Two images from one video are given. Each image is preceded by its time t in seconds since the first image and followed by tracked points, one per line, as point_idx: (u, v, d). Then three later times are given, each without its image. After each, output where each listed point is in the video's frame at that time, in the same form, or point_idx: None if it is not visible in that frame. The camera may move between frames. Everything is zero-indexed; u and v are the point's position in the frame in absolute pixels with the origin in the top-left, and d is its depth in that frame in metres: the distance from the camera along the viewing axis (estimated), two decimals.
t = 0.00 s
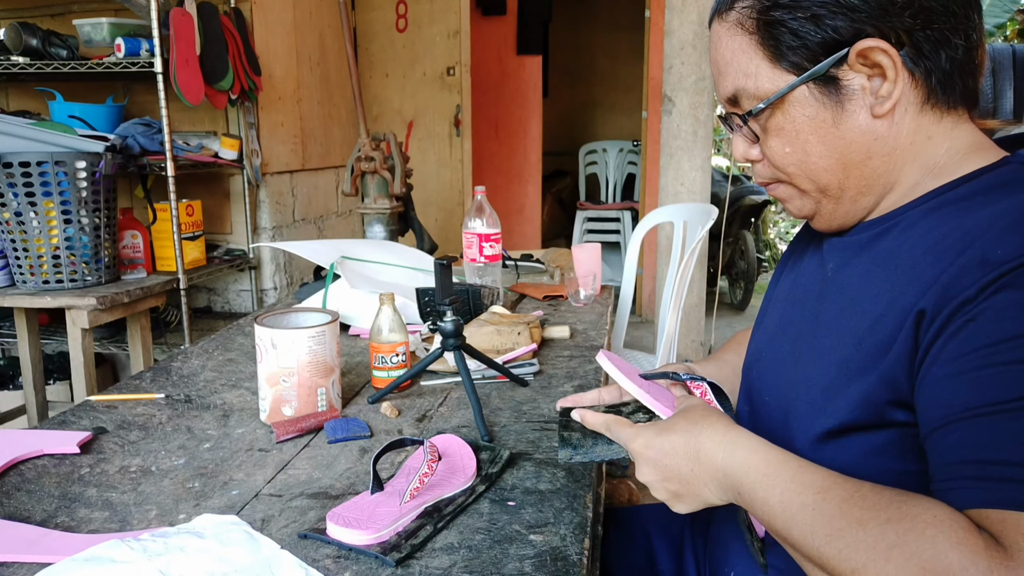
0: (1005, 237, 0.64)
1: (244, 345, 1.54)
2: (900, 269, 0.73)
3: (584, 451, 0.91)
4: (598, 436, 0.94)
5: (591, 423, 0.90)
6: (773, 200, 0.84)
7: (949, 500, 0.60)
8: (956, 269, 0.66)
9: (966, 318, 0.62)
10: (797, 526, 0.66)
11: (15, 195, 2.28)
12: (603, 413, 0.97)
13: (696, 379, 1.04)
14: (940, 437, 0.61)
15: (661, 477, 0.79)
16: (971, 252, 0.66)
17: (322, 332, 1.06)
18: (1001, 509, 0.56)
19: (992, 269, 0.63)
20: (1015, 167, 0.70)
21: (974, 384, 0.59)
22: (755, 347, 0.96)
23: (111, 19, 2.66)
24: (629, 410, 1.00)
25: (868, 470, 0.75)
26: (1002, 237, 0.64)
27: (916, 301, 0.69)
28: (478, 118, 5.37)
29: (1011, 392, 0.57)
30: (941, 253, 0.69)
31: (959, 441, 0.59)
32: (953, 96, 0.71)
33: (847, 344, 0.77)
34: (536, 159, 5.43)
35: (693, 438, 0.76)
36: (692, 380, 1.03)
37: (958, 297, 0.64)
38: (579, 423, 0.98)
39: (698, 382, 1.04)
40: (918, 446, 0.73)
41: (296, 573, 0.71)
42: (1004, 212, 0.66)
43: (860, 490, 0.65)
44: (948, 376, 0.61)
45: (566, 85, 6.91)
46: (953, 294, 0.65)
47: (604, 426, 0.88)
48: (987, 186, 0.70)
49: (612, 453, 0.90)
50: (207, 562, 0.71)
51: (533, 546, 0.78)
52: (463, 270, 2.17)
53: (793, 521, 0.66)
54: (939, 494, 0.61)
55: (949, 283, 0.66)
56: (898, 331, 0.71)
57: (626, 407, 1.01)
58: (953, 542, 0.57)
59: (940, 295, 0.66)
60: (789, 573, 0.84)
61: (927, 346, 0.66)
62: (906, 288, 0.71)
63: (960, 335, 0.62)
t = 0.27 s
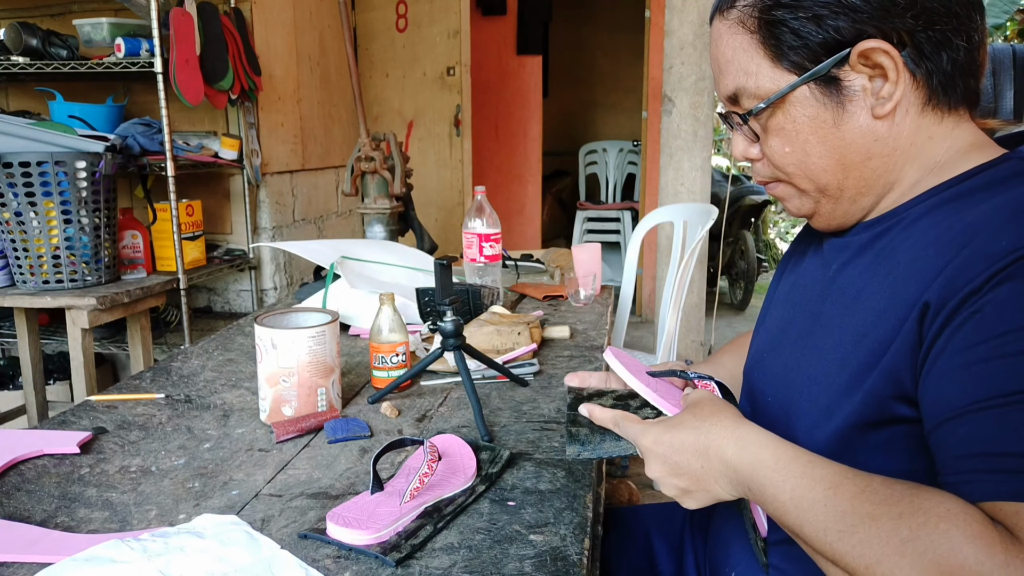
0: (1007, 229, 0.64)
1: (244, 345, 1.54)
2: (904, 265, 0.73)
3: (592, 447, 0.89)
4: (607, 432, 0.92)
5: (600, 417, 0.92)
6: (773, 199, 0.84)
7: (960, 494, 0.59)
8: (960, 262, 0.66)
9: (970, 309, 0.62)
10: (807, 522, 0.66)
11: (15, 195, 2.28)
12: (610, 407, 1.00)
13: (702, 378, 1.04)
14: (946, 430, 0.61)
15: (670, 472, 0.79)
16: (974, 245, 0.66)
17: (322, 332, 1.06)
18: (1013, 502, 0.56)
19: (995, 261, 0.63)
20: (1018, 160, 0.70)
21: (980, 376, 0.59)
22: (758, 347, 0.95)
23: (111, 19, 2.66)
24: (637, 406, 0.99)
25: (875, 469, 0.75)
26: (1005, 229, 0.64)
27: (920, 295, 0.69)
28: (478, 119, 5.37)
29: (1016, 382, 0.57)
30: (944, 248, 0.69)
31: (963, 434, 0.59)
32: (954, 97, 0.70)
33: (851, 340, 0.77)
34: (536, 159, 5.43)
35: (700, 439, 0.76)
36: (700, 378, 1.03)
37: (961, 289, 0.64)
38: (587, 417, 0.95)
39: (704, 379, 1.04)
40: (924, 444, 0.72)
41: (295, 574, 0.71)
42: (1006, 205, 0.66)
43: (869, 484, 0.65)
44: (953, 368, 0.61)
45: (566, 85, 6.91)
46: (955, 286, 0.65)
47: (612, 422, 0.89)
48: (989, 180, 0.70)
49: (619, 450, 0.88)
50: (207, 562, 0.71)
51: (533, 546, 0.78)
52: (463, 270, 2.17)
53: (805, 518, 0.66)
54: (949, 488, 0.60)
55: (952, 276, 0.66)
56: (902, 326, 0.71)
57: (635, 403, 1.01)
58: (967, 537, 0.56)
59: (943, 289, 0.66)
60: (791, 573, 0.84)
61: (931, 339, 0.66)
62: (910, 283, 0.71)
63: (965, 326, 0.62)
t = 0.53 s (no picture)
0: (1008, 217, 0.65)
1: (244, 345, 1.54)
2: (904, 257, 0.73)
3: (590, 458, 0.85)
4: (604, 442, 0.88)
5: (596, 428, 0.89)
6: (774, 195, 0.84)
7: (962, 479, 0.60)
8: (962, 252, 0.66)
9: (972, 295, 0.63)
10: (810, 518, 0.66)
11: (15, 195, 2.28)
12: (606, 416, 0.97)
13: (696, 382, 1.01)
14: (951, 416, 0.61)
15: (668, 479, 0.78)
16: (974, 234, 0.66)
17: (323, 331, 1.06)
18: (1016, 484, 0.56)
19: (997, 248, 0.63)
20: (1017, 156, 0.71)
21: (983, 360, 0.60)
22: (757, 346, 0.96)
23: (111, 19, 2.66)
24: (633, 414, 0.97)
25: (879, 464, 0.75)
26: (1006, 217, 0.65)
27: (922, 285, 0.70)
28: (478, 118, 5.37)
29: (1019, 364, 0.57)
30: (944, 238, 0.70)
31: (967, 419, 0.60)
32: (960, 97, 0.71)
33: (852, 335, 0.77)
34: (536, 159, 5.43)
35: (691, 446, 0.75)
36: (694, 384, 1.01)
37: (962, 277, 0.65)
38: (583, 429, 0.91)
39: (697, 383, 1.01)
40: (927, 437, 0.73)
41: (295, 574, 0.71)
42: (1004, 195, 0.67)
43: (869, 475, 0.65)
44: (955, 354, 0.62)
45: (566, 85, 6.91)
46: (956, 275, 0.66)
47: (609, 432, 0.87)
48: (990, 172, 0.70)
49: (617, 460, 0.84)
50: (206, 563, 0.71)
51: (533, 547, 0.78)
52: (463, 270, 2.17)
53: (808, 513, 0.66)
54: (951, 473, 0.61)
55: (953, 265, 0.67)
56: (903, 317, 0.71)
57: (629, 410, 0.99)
58: (970, 520, 0.57)
59: (945, 278, 0.67)
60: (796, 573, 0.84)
61: (932, 328, 0.67)
62: (911, 275, 0.72)
63: (967, 311, 0.62)
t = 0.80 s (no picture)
0: (996, 206, 0.65)
1: (244, 345, 1.54)
2: (896, 251, 0.74)
3: (573, 479, 0.91)
4: (585, 462, 0.94)
5: (577, 451, 0.90)
6: (776, 195, 0.84)
7: (942, 468, 0.60)
8: (951, 243, 0.67)
9: (957, 284, 0.63)
10: (790, 517, 0.65)
11: (15, 195, 2.28)
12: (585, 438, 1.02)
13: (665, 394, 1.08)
14: (935, 404, 0.62)
15: (653, 492, 0.78)
16: (964, 224, 0.67)
17: (322, 331, 1.06)
18: (994, 469, 0.56)
19: (984, 237, 0.64)
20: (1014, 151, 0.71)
21: (967, 347, 0.60)
22: (755, 344, 0.96)
23: (111, 19, 2.66)
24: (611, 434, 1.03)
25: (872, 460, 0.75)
26: (995, 206, 0.65)
27: (912, 276, 0.70)
28: (478, 118, 5.36)
29: (1001, 351, 0.58)
30: (935, 230, 0.70)
31: (950, 406, 0.60)
32: (964, 100, 0.71)
33: (844, 329, 0.78)
34: (536, 159, 5.43)
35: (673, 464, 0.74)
36: (662, 398, 1.07)
37: (949, 267, 0.65)
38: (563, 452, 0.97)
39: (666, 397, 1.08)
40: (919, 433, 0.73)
41: (295, 574, 0.71)
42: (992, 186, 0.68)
43: (846, 471, 0.65)
44: (940, 342, 0.62)
45: (566, 85, 6.91)
46: (944, 264, 0.67)
47: (590, 452, 0.89)
48: (984, 167, 0.71)
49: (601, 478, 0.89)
50: (206, 562, 0.71)
51: (533, 547, 0.78)
52: (464, 270, 2.17)
53: (786, 512, 0.66)
54: (934, 463, 0.61)
55: (942, 255, 0.67)
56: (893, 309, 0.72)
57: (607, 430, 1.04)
58: (947, 509, 0.56)
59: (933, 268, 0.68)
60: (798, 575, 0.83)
61: (920, 318, 0.67)
62: (902, 267, 0.72)
63: (952, 300, 0.63)
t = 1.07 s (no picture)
0: (998, 213, 0.66)
1: (244, 345, 1.54)
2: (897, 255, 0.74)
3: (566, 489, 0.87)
4: (579, 471, 0.91)
5: (570, 459, 0.88)
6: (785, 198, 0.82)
7: (940, 479, 0.60)
8: (952, 249, 0.67)
9: (959, 293, 0.64)
10: (787, 528, 0.65)
11: (15, 195, 2.28)
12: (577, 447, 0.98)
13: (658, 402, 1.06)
14: (936, 413, 0.62)
15: (646, 502, 0.77)
16: (964, 230, 0.68)
17: (322, 331, 1.06)
18: (994, 482, 0.56)
19: (986, 244, 0.64)
20: (1013, 155, 0.72)
21: (969, 358, 0.60)
22: (754, 341, 0.97)
23: (111, 19, 2.66)
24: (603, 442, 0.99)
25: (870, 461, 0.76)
26: (997, 213, 0.66)
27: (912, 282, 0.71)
28: (478, 118, 5.37)
29: (1004, 364, 0.58)
30: (936, 234, 0.71)
31: (951, 417, 0.60)
32: (980, 109, 0.72)
33: (843, 331, 0.78)
34: (536, 159, 5.43)
35: (667, 465, 0.74)
36: (656, 403, 1.05)
37: (951, 275, 0.66)
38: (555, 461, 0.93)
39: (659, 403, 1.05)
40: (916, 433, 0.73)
41: (295, 574, 0.71)
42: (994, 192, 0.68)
43: (845, 483, 0.65)
44: (941, 351, 0.63)
45: (566, 85, 6.91)
46: (945, 272, 0.67)
47: (583, 460, 0.87)
48: (986, 171, 0.71)
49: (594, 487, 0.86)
50: (207, 562, 0.71)
51: (533, 547, 0.77)
52: (463, 270, 2.17)
53: (787, 519, 0.65)
54: (932, 473, 0.61)
55: (943, 262, 0.68)
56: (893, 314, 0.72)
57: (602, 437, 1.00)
58: (946, 521, 0.57)
59: (934, 275, 0.68)
60: None
61: (920, 325, 0.68)
62: (903, 272, 0.72)
63: (954, 310, 0.63)
